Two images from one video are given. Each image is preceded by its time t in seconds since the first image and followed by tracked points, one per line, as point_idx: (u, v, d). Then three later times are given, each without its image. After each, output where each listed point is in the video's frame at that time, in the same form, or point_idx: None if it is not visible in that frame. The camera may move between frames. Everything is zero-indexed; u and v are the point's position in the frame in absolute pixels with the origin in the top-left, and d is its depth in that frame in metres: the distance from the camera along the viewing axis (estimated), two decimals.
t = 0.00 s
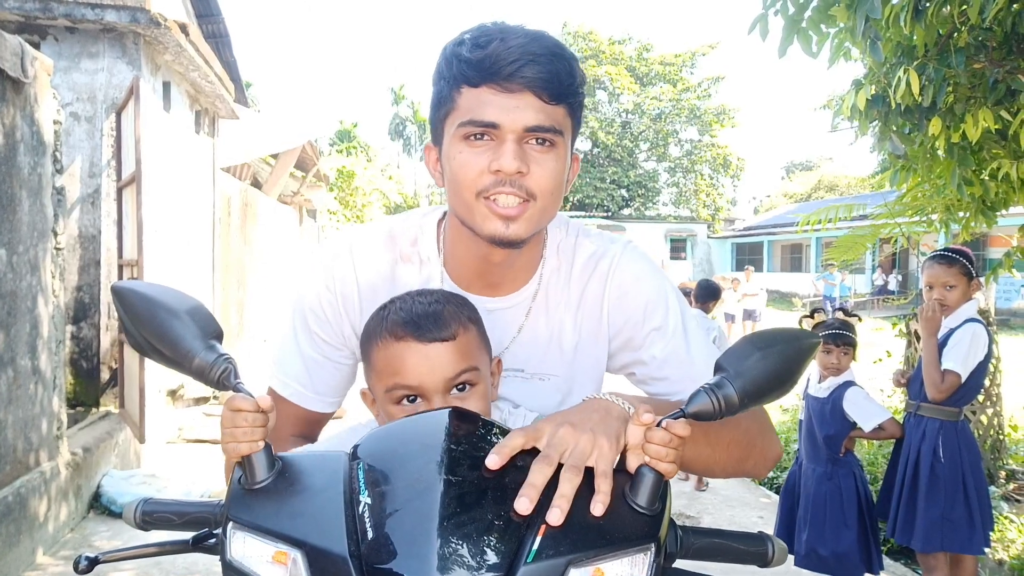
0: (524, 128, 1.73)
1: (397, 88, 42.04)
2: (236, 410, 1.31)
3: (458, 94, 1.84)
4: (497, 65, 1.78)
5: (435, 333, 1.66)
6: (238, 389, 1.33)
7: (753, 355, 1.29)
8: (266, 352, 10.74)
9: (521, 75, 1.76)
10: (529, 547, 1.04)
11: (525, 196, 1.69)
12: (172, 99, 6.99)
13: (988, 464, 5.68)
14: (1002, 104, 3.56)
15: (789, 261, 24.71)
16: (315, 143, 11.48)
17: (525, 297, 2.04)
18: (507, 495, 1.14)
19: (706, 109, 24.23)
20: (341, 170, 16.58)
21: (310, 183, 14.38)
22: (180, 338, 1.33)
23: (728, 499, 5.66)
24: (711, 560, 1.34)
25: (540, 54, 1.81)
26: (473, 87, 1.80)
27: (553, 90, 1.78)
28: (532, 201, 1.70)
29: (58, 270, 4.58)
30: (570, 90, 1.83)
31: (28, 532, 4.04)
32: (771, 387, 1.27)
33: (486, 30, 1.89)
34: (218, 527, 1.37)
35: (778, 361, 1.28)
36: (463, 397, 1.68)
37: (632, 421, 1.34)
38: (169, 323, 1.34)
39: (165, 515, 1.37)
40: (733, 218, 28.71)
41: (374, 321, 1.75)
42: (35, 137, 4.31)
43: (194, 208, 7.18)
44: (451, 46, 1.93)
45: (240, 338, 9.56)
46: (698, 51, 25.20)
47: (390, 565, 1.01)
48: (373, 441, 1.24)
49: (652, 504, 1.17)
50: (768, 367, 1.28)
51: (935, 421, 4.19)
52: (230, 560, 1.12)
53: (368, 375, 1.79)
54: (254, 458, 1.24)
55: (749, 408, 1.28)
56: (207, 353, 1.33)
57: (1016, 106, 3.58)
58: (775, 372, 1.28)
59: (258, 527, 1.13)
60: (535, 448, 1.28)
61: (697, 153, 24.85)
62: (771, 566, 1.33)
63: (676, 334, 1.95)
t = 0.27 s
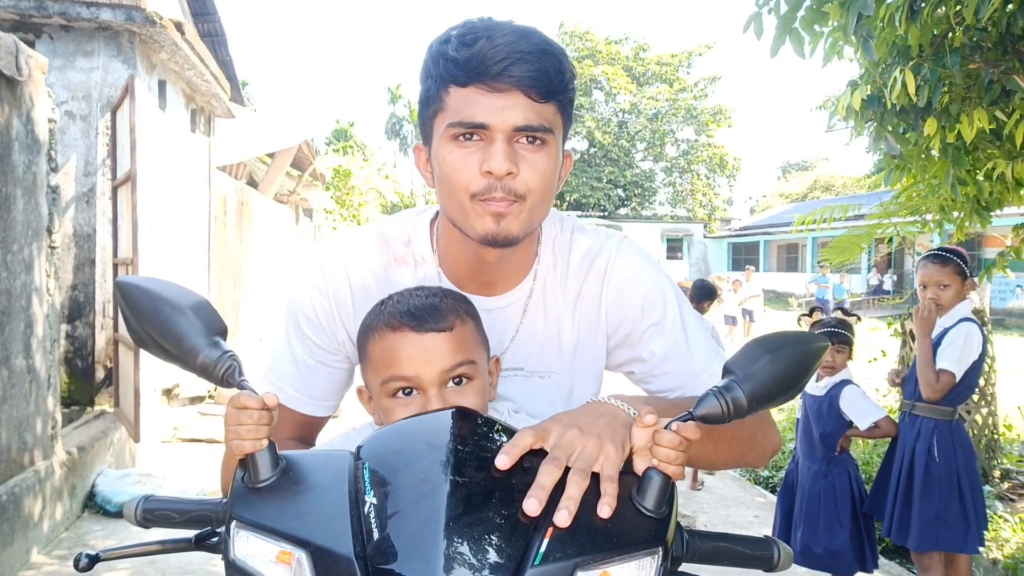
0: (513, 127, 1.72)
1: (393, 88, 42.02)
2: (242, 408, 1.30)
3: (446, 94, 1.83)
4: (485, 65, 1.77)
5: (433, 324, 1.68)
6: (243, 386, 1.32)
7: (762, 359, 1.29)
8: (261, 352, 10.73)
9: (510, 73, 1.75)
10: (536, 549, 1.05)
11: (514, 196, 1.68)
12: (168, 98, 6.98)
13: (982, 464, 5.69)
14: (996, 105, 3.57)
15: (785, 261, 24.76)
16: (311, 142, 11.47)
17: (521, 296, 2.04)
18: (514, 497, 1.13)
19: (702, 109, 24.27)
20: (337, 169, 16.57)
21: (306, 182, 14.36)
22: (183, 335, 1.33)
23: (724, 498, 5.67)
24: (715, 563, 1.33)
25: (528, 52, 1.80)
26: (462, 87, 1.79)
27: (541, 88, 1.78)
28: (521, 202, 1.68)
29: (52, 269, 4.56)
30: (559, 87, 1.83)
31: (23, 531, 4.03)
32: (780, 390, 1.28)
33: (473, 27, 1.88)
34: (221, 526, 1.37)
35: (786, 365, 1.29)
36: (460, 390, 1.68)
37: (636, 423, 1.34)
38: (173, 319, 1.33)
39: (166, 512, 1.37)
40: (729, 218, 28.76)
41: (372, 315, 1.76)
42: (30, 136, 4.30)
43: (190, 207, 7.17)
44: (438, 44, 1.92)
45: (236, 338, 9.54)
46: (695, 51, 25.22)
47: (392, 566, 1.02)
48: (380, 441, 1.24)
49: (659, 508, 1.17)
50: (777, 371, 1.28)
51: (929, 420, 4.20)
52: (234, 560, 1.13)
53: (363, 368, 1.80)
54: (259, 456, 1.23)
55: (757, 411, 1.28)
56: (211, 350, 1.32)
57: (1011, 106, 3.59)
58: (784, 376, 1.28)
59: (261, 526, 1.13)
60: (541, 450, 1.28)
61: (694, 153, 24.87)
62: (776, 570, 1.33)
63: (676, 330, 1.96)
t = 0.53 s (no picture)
0: (527, 156, 1.64)
1: (389, 88, 41.99)
2: (245, 411, 1.29)
3: (459, 113, 1.72)
4: (505, 94, 1.65)
5: (447, 324, 1.67)
6: (244, 388, 1.32)
7: (768, 363, 1.29)
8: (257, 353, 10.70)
9: (529, 107, 1.64)
10: (542, 556, 1.04)
11: (522, 218, 1.69)
12: (162, 99, 6.95)
13: (978, 462, 5.71)
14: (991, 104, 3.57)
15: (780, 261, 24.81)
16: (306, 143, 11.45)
17: (518, 286, 2.02)
18: (519, 501, 1.13)
19: (698, 109, 24.30)
20: (333, 170, 16.55)
21: (301, 183, 14.33)
22: (184, 338, 1.32)
23: (721, 498, 5.67)
24: (719, 568, 1.33)
25: (548, 83, 1.68)
26: (476, 112, 1.68)
27: (558, 115, 1.68)
28: (529, 221, 1.70)
29: (46, 272, 4.55)
30: (571, 107, 1.75)
31: (18, 535, 4.01)
32: (785, 395, 1.27)
33: (488, 39, 1.75)
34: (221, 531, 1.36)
35: (791, 369, 1.29)
36: (466, 393, 1.66)
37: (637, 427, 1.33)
38: (174, 322, 1.32)
39: (165, 517, 1.36)
40: (724, 218, 28.80)
41: (387, 311, 1.76)
42: (24, 138, 4.28)
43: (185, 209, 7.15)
44: (451, 50, 1.78)
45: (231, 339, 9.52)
46: (690, 51, 25.25)
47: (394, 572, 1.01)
48: (382, 446, 1.24)
49: (665, 513, 1.17)
50: (783, 375, 1.28)
51: (925, 419, 4.20)
52: (236, 566, 1.12)
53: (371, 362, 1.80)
54: (260, 461, 1.22)
55: (762, 416, 1.27)
56: (212, 352, 1.32)
57: (1005, 105, 3.60)
58: (789, 380, 1.28)
59: (263, 532, 1.12)
60: (546, 454, 1.27)
61: (689, 153, 24.89)
62: None
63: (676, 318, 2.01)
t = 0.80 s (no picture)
0: (506, 120, 1.72)
1: (383, 91, 41.95)
2: (231, 417, 1.29)
3: (443, 85, 1.80)
4: (482, 59, 1.75)
5: (448, 326, 1.66)
6: (233, 394, 1.30)
7: (755, 364, 1.29)
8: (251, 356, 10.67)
9: (506, 69, 1.73)
10: (531, 558, 1.05)
11: (505, 186, 1.70)
12: (155, 102, 6.93)
13: (972, 462, 5.73)
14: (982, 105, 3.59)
15: (775, 262, 24.87)
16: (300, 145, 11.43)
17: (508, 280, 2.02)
18: (508, 504, 1.13)
19: (691, 111, 24.36)
20: (327, 173, 16.52)
21: (295, 186, 14.30)
22: (172, 343, 1.31)
23: (716, 500, 5.68)
24: (707, 568, 1.33)
25: (524, 50, 1.78)
26: (458, 79, 1.76)
27: (535, 84, 1.76)
28: (511, 189, 1.70)
29: (39, 275, 4.53)
30: (551, 83, 1.82)
31: (11, 541, 3.98)
32: (773, 396, 1.27)
33: (468, 21, 1.86)
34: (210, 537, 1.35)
35: (779, 371, 1.28)
36: (466, 396, 1.66)
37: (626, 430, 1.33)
38: (162, 327, 1.32)
39: (154, 523, 1.36)
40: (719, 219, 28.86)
41: (385, 313, 1.75)
42: (16, 141, 4.26)
43: (178, 212, 7.12)
44: (437, 35, 1.89)
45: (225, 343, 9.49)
46: (683, 53, 25.30)
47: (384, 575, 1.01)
48: (372, 449, 1.24)
49: (654, 514, 1.16)
50: (770, 376, 1.28)
51: (919, 420, 4.21)
52: (224, 570, 1.11)
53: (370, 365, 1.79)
54: (249, 465, 1.21)
55: (750, 417, 1.27)
56: (201, 358, 1.31)
57: (997, 107, 3.61)
58: (777, 381, 1.28)
59: (252, 537, 1.12)
60: (535, 457, 1.27)
61: (683, 155, 24.92)
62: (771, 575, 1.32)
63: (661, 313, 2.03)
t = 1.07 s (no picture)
0: (492, 134, 1.71)
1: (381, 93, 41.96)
2: (220, 422, 1.28)
3: (428, 97, 1.79)
4: (467, 74, 1.72)
5: (448, 315, 1.67)
6: (223, 400, 1.31)
7: (745, 363, 1.29)
8: (249, 359, 10.66)
9: (490, 84, 1.71)
10: (521, 558, 1.06)
11: (492, 199, 1.73)
12: (152, 105, 6.93)
13: (971, 462, 5.74)
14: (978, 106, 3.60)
15: (773, 263, 24.92)
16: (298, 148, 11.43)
17: (500, 279, 2.02)
18: (498, 505, 1.13)
19: (689, 112, 24.41)
20: (325, 175, 16.52)
21: (293, 189, 14.30)
22: (164, 349, 1.33)
23: (714, 501, 5.68)
24: (700, 567, 1.34)
25: (508, 63, 1.75)
26: (443, 93, 1.75)
27: (520, 96, 1.74)
28: (498, 203, 1.74)
29: (36, 279, 4.52)
30: (536, 92, 1.81)
31: (9, 545, 3.97)
32: (762, 395, 1.28)
33: (451, 29, 1.83)
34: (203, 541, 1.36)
35: (769, 370, 1.29)
36: (466, 382, 1.68)
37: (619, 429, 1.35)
38: (153, 333, 1.33)
39: (149, 527, 1.37)
40: (716, 220, 28.89)
41: (388, 300, 1.75)
42: (13, 145, 4.26)
43: (175, 215, 7.12)
44: (421, 43, 1.85)
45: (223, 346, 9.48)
46: (680, 54, 25.33)
47: None
48: (362, 452, 1.24)
49: (644, 514, 1.17)
50: (760, 375, 1.28)
51: (918, 420, 4.21)
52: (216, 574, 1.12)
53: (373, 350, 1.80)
54: (241, 469, 1.22)
55: (739, 416, 1.28)
56: (193, 363, 1.33)
57: (992, 107, 3.62)
58: (767, 381, 1.29)
59: (243, 541, 1.12)
60: (526, 458, 1.28)
61: (680, 156, 24.95)
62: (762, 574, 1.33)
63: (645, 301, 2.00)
